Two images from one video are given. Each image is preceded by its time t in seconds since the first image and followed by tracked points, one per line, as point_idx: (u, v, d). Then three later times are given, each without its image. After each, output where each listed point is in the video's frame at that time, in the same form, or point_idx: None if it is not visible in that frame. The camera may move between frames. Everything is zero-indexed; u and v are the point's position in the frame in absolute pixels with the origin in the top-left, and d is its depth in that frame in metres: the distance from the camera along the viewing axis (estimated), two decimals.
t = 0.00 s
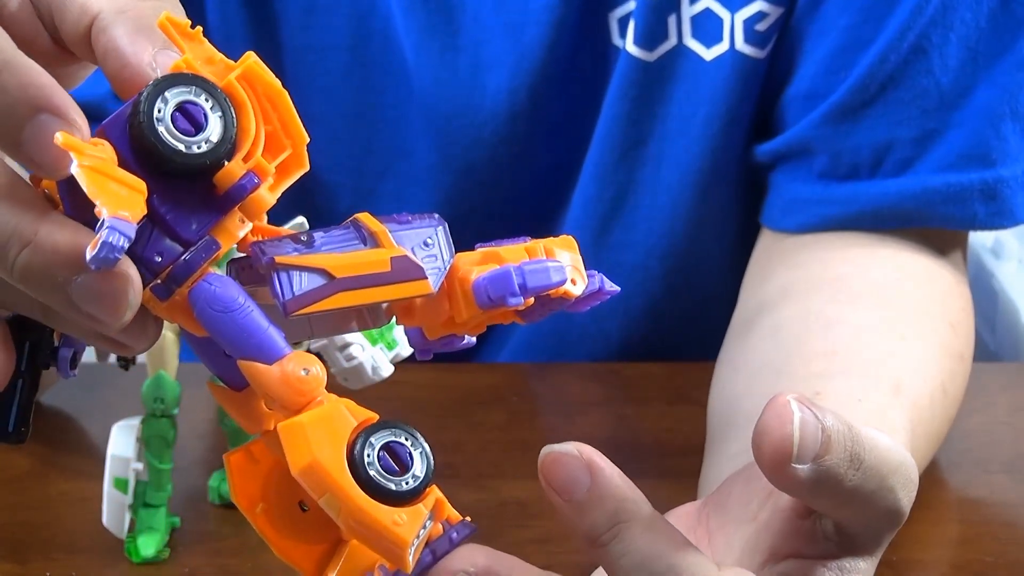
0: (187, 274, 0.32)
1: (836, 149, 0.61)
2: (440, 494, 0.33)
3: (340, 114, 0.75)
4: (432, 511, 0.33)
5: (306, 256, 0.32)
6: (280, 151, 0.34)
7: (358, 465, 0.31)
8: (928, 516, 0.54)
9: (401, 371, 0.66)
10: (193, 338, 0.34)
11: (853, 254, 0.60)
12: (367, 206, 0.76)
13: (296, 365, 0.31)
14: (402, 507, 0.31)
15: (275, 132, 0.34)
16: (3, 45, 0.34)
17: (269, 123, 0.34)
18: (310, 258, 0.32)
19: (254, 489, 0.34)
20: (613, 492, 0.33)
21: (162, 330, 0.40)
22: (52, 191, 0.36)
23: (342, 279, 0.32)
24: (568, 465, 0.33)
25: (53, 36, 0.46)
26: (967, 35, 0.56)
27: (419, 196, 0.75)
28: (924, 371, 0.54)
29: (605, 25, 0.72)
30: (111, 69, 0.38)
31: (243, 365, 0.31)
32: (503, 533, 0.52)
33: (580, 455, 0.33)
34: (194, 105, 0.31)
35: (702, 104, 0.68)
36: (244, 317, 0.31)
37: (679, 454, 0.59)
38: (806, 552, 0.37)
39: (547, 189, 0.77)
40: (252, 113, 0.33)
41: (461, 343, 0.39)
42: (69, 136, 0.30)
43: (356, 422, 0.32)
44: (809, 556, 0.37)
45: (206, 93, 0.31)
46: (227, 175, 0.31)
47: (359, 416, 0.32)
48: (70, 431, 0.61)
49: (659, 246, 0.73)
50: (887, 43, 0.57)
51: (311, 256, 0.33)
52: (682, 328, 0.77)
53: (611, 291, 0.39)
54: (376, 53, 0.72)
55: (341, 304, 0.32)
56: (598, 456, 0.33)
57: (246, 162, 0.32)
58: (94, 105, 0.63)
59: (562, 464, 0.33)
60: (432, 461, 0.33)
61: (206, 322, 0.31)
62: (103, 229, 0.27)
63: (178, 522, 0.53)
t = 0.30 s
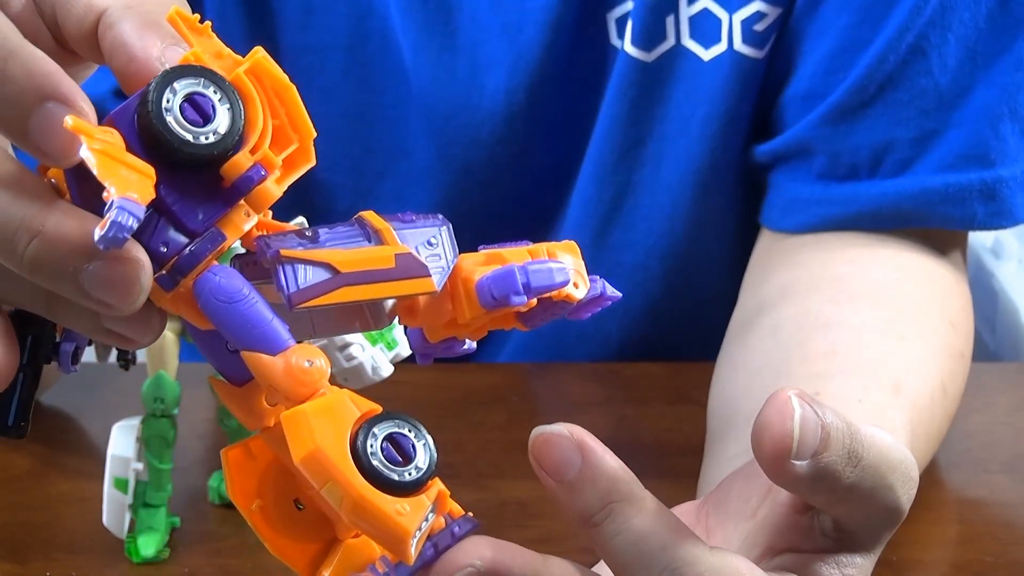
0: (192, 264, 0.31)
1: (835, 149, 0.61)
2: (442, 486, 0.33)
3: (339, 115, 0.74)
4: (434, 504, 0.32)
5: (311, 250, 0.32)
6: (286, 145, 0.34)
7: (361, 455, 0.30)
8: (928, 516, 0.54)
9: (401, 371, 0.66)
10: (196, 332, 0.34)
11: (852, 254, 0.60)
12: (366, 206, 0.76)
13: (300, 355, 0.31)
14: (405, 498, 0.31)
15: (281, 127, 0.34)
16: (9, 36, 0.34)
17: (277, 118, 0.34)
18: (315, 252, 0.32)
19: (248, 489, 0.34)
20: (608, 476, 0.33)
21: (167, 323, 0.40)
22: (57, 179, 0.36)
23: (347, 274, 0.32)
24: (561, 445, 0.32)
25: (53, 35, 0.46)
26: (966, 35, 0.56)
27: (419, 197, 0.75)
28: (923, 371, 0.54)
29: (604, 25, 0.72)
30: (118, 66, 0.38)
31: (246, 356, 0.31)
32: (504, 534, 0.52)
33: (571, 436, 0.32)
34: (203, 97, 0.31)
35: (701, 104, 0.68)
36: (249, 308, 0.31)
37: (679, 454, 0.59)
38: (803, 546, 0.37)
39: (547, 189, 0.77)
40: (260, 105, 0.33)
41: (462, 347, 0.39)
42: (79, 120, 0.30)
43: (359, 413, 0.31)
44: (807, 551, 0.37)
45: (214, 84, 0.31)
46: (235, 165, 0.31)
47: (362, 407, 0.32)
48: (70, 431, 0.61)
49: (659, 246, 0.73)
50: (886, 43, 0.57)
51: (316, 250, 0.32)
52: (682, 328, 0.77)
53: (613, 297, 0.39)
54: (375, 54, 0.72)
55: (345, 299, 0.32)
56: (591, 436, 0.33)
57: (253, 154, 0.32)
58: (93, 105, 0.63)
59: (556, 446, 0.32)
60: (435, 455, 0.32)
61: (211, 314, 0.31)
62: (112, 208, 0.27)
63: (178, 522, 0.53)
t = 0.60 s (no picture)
0: (195, 260, 0.32)
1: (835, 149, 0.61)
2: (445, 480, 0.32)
3: (339, 115, 0.74)
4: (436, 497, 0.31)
5: (314, 248, 0.32)
6: (292, 142, 0.34)
7: (360, 446, 0.30)
8: (928, 516, 0.54)
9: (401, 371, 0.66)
10: (198, 327, 0.34)
11: (852, 254, 0.60)
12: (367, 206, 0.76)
13: (302, 349, 0.31)
14: (406, 490, 0.30)
15: (287, 125, 0.34)
16: (10, 44, 0.33)
17: (282, 116, 0.34)
18: (318, 250, 0.32)
19: (249, 487, 0.34)
20: (612, 459, 0.33)
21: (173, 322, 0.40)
22: (61, 181, 0.36)
23: (349, 272, 0.32)
24: (561, 430, 0.32)
25: (58, 37, 0.46)
26: (967, 35, 0.56)
27: (419, 197, 0.75)
28: (923, 371, 0.54)
29: (604, 25, 0.72)
30: (131, 69, 0.39)
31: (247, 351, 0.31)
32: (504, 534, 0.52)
33: (572, 420, 0.33)
34: (208, 93, 0.31)
35: (701, 104, 0.68)
36: (251, 302, 0.31)
37: (679, 454, 0.59)
38: (807, 539, 0.38)
39: (547, 190, 0.77)
40: (265, 103, 0.33)
41: (466, 352, 0.40)
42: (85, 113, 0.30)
43: (360, 406, 0.31)
44: (811, 544, 0.38)
45: (220, 82, 0.31)
46: (240, 161, 0.31)
47: (363, 400, 0.31)
48: (69, 431, 0.61)
49: (659, 246, 0.73)
50: (886, 43, 0.57)
51: (319, 249, 0.32)
52: (682, 329, 0.77)
53: (616, 303, 0.39)
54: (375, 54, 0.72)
55: (348, 297, 0.32)
56: (592, 420, 0.33)
57: (258, 151, 0.32)
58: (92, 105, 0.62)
59: (557, 430, 0.32)
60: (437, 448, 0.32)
61: (213, 309, 0.31)
62: (113, 196, 0.27)
63: (178, 522, 0.53)
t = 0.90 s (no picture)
0: (203, 266, 0.32)
1: (835, 150, 0.61)
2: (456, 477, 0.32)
3: (338, 115, 0.74)
4: (448, 494, 0.31)
5: (323, 256, 0.33)
6: (301, 150, 0.34)
7: (371, 443, 0.30)
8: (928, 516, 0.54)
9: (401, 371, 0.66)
10: (206, 335, 0.34)
11: (854, 254, 0.60)
12: (366, 206, 0.76)
13: (309, 351, 0.31)
14: (417, 485, 0.30)
15: (296, 133, 0.34)
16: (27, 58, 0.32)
17: (292, 124, 0.34)
18: (326, 258, 0.32)
19: (255, 497, 0.34)
20: (623, 450, 0.33)
21: (182, 331, 0.39)
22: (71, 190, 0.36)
23: (357, 279, 0.32)
24: (573, 421, 0.33)
25: (63, 48, 0.46)
26: (966, 35, 0.56)
27: (419, 197, 0.75)
28: (925, 372, 0.54)
29: (604, 26, 0.72)
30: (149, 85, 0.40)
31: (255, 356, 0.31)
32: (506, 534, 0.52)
33: (583, 410, 0.33)
34: (218, 100, 0.32)
35: (701, 105, 0.68)
36: (258, 307, 0.31)
37: (679, 454, 0.59)
38: (818, 537, 0.39)
39: (547, 189, 0.77)
40: (274, 112, 0.34)
41: (474, 367, 0.40)
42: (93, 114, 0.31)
43: (370, 405, 0.31)
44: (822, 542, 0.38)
45: (229, 89, 0.32)
46: (249, 167, 0.32)
47: (372, 399, 0.31)
48: (69, 431, 0.60)
49: (659, 247, 0.73)
50: (887, 44, 0.57)
51: (327, 256, 0.33)
52: (682, 329, 0.77)
53: (625, 316, 0.39)
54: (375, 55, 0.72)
55: (355, 304, 0.32)
56: (602, 411, 0.33)
57: (266, 158, 0.32)
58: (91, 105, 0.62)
59: (569, 422, 0.33)
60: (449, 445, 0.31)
61: (220, 313, 0.31)
62: (123, 194, 0.28)
63: (178, 522, 0.52)
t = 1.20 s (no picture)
0: (207, 264, 0.32)
1: (836, 150, 0.61)
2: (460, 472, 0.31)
3: (339, 115, 0.74)
4: (453, 488, 0.31)
5: (328, 255, 0.33)
6: (306, 151, 0.35)
7: (375, 437, 0.29)
8: (928, 516, 0.54)
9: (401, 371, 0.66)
10: (211, 333, 0.34)
11: (853, 255, 0.60)
12: (366, 206, 0.76)
13: (312, 349, 0.31)
14: (421, 480, 0.29)
15: (302, 134, 0.35)
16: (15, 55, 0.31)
17: (298, 125, 0.35)
18: (331, 257, 0.32)
19: (257, 498, 0.34)
20: (624, 446, 0.33)
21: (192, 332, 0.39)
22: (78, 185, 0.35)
23: (362, 278, 0.32)
24: (575, 417, 0.33)
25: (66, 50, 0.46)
26: (966, 35, 0.56)
27: (419, 197, 0.75)
28: (926, 372, 0.54)
29: (605, 26, 0.72)
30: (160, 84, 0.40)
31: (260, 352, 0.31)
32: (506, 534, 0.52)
33: (585, 407, 0.33)
34: (226, 100, 0.32)
35: (701, 105, 0.68)
36: (263, 304, 0.31)
37: (680, 454, 0.59)
38: (819, 535, 0.38)
39: (547, 189, 0.77)
40: (281, 112, 0.34)
41: (478, 374, 0.40)
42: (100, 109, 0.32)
43: (373, 400, 0.31)
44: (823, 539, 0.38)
45: (237, 89, 0.33)
46: (256, 165, 0.32)
47: (375, 394, 0.31)
48: (69, 431, 0.60)
49: (659, 247, 0.73)
50: (887, 44, 0.57)
51: (332, 256, 0.33)
52: (682, 329, 0.77)
53: (629, 323, 0.39)
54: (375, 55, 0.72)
55: (359, 303, 0.32)
56: (604, 408, 0.33)
57: (272, 157, 0.33)
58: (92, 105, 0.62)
59: (570, 417, 0.33)
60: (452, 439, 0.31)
61: (226, 310, 0.31)
62: (129, 184, 0.29)
63: (178, 522, 0.52)
